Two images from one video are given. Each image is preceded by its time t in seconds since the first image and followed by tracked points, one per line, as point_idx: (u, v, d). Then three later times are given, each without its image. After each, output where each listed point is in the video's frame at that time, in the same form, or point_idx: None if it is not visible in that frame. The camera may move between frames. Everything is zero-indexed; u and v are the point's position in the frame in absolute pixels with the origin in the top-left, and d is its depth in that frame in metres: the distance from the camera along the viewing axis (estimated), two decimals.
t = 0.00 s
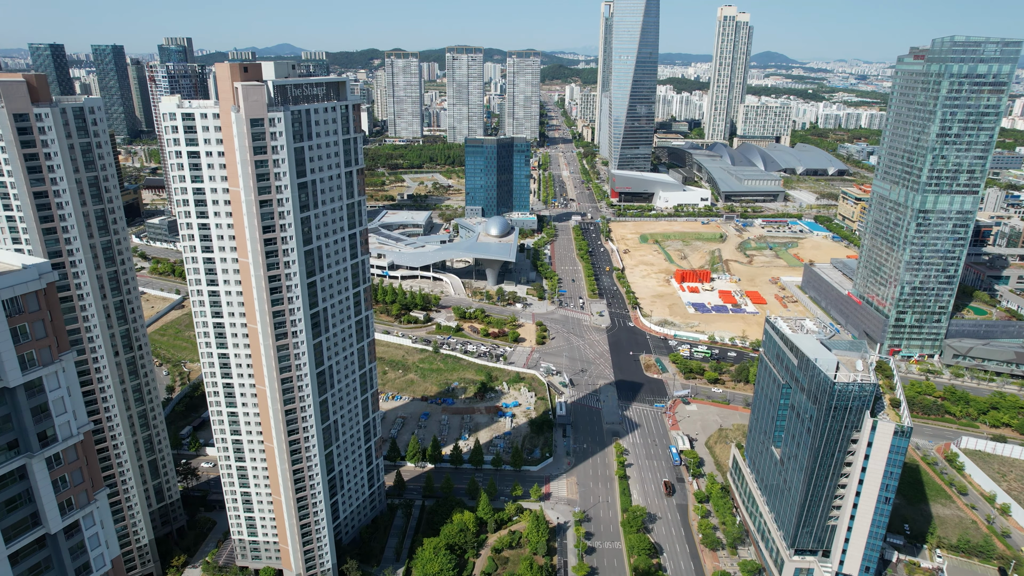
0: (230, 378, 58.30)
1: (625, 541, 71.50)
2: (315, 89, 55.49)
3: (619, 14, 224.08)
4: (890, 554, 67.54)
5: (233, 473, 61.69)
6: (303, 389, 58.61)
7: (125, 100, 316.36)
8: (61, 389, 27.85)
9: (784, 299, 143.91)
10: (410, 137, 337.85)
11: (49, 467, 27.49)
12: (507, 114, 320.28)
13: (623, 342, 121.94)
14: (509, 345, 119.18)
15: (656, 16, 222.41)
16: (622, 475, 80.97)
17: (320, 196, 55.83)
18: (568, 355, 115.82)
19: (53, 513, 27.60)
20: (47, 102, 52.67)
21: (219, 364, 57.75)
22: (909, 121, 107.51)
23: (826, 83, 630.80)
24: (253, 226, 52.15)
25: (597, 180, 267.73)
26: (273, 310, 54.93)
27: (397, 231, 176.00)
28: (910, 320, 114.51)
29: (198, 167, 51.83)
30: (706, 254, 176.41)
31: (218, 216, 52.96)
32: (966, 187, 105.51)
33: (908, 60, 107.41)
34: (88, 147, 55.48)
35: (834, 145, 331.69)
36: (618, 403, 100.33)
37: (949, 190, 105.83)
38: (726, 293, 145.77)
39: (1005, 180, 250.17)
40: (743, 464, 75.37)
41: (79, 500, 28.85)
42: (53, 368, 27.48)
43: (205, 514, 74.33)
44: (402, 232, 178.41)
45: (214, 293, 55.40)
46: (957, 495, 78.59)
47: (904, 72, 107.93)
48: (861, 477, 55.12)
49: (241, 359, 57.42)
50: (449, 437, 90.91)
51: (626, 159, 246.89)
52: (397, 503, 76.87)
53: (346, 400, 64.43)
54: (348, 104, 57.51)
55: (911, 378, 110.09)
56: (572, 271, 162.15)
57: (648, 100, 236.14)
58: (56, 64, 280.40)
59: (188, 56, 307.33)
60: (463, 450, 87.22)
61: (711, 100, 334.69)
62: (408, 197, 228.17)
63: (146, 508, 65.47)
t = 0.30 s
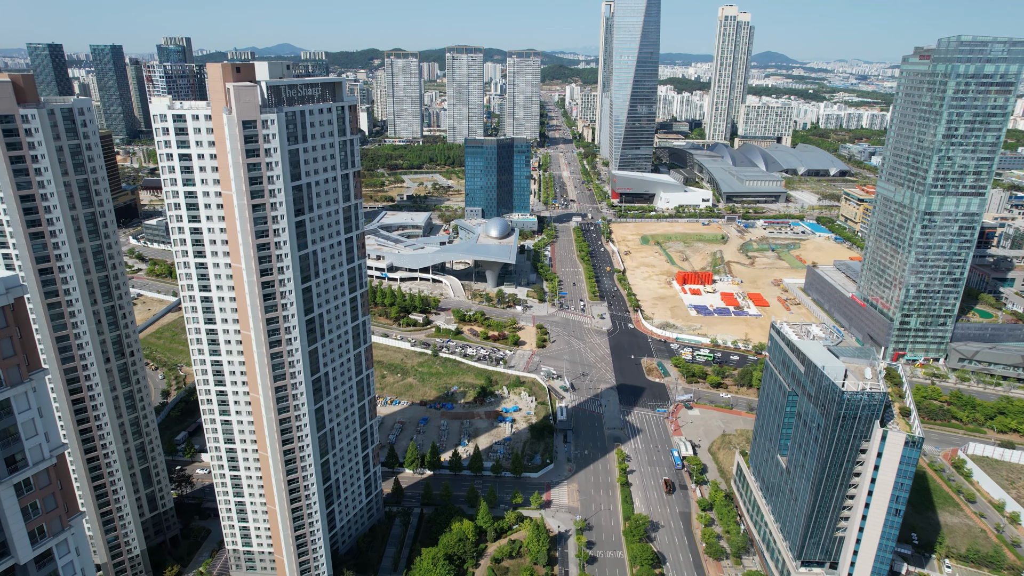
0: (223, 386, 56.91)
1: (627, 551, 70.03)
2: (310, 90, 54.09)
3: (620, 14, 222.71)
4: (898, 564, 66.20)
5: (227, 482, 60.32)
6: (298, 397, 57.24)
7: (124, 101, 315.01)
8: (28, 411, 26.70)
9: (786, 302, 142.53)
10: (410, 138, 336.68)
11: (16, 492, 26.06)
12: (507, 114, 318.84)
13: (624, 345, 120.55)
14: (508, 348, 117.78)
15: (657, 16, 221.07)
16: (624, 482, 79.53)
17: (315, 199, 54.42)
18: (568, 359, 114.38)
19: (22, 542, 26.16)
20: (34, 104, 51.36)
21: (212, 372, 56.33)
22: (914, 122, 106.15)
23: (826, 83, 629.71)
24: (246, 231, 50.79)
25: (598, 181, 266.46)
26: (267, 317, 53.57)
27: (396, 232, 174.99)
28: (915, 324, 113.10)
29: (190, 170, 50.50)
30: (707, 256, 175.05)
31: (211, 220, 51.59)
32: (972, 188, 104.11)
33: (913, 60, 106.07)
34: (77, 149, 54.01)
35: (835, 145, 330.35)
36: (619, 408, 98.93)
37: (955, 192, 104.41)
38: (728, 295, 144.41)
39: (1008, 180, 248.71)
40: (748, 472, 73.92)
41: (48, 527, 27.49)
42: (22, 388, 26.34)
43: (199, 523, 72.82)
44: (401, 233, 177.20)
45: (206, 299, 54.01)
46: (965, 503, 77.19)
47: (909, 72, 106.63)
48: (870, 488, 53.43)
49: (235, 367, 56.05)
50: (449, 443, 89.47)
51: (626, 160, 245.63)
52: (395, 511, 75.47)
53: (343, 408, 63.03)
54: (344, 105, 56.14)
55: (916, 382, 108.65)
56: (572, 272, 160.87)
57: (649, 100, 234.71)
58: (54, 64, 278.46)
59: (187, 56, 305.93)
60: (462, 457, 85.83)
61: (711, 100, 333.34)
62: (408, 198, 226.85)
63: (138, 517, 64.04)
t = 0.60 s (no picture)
0: (216, 394, 55.51)
1: (629, 560, 68.80)
2: (305, 90, 52.69)
3: (620, 14, 221.29)
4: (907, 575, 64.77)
5: (220, 491, 58.93)
6: (293, 405, 55.89)
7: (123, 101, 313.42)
8: None
9: (789, 304, 141.14)
10: (410, 138, 335.35)
11: None
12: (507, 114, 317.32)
13: (625, 348, 119.14)
14: (508, 351, 116.39)
15: (658, 15, 219.67)
16: (626, 490, 78.17)
17: (310, 203, 53.08)
18: (569, 362, 112.93)
19: None
20: (18, 104, 49.93)
21: (205, 379, 54.97)
22: (919, 123, 104.75)
23: (827, 83, 628.38)
24: (238, 236, 49.45)
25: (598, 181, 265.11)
26: (260, 323, 52.23)
27: (396, 233, 173.71)
28: (919, 327, 111.75)
29: (180, 173, 49.03)
30: (709, 257, 173.61)
31: (202, 224, 50.20)
32: (979, 190, 102.79)
33: (918, 60, 104.75)
34: (66, 151, 52.77)
35: (837, 145, 328.88)
36: (621, 413, 97.54)
37: (961, 194, 103.05)
38: (730, 298, 143.05)
39: (1011, 181, 247.10)
40: (752, 480, 72.58)
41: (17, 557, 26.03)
42: None
43: (193, 531, 71.28)
44: (400, 234, 175.76)
45: (198, 305, 52.62)
46: (973, 511, 75.74)
47: (914, 72, 105.19)
48: (879, 500, 52.23)
49: (228, 374, 54.65)
50: (447, 449, 88.07)
51: (627, 160, 244.24)
52: (393, 520, 74.09)
53: (339, 415, 61.69)
54: (340, 105, 54.73)
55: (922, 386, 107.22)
56: (573, 274, 159.53)
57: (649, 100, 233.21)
58: (52, 63, 276.58)
59: (185, 56, 304.27)
60: (461, 463, 84.49)
61: (712, 100, 331.64)
62: (407, 198, 225.41)
63: (130, 526, 62.63)
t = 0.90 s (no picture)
0: (209, 402, 54.07)
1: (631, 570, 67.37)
2: (300, 91, 51.33)
3: (621, 14, 219.75)
4: None
5: (213, 502, 57.51)
6: (286, 414, 54.53)
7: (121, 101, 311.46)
8: None
9: (791, 307, 139.70)
10: (410, 138, 333.91)
11: None
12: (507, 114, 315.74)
13: (627, 352, 117.73)
14: (508, 355, 114.93)
15: (658, 15, 218.16)
16: (627, 498, 76.75)
17: (304, 207, 51.72)
18: (570, 366, 111.48)
19: None
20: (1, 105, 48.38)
21: (197, 387, 53.53)
22: (924, 124, 103.39)
23: (827, 83, 627.70)
24: (230, 241, 48.18)
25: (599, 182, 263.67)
26: (253, 330, 50.92)
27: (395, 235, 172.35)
28: (925, 330, 110.27)
29: (171, 176, 47.64)
30: (710, 259, 172.14)
31: (193, 228, 48.79)
32: (985, 192, 101.46)
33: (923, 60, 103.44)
34: (53, 154, 51.54)
35: (838, 146, 327.62)
36: (622, 418, 96.12)
37: (966, 195, 101.70)
38: (732, 300, 141.63)
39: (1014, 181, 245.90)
40: (756, 488, 71.17)
41: None
42: None
43: (186, 541, 69.67)
44: (399, 235, 174.24)
45: (190, 312, 51.20)
46: (982, 520, 74.24)
47: (919, 73, 103.86)
48: (891, 513, 50.78)
49: (220, 383, 53.25)
50: (446, 455, 86.65)
51: (627, 161, 242.77)
52: (390, 529, 72.70)
53: (335, 424, 60.28)
54: (335, 107, 53.39)
55: (927, 390, 105.71)
56: (573, 276, 158.14)
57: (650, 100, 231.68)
58: (50, 63, 274.44)
59: (184, 56, 302.56)
60: (460, 470, 83.11)
61: (713, 100, 330.49)
62: (407, 199, 223.99)
63: (121, 537, 61.11)
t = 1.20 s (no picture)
0: (201, 411, 52.64)
1: None
2: (294, 92, 49.96)
3: (621, 13, 218.22)
4: None
5: (205, 513, 56.08)
6: (280, 423, 53.14)
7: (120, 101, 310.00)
8: None
9: (794, 309, 138.42)
10: (409, 138, 332.58)
11: None
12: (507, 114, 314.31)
13: (628, 355, 116.34)
14: (508, 358, 113.58)
15: (659, 14, 216.67)
16: (630, 506, 75.41)
17: (298, 211, 50.37)
18: (570, 370, 110.06)
19: None
20: None
21: (188, 396, 52.12)
22: (929, 124, 101.99)
23: (827, 83, 626.91)
24: (221, 247, 46.78)
25: (599, 182, 262.40)
26: (245, 338, 49.56)
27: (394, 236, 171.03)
28: (930, 334, 108.86)
29: (161, 180, 46.25)
30: (712, 261, 170.80)
31: (184, 234, 47.41)
32: (991, 194, 100.12)
33: (929, 60, 102.06)
34: (40, 156, 50.32)
35: (839, 146, 326.35)
36: (624, 423, 94.72)
37: (973, 197, 100.30)
38: (734, 303, 140.28)
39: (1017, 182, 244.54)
40: (761, 497, 69.77)
41: None
42: None
43: (179, 550, 68.22)
44: (398, 237, 172.97)
45: (181, 319, 49.79)
46: (991, 529, 72.81)
47: (924, 73, 102.52)
48: (901, 526, 49.45)
49: (212, 392, 51.84)
50: (445, 462, 85.24)
51: (628, 161, 241.30)
52: (388, 538, 71.29)
53: (331, 433, 58.87)
54: (330, 108, 52.02)
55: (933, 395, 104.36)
56: (574, 278, 156.77)
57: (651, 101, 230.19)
58: (48, 64, 272.87)
59: (183, 56, 301.08)
60: (459, 477, 81.74)
61: (714, 100, 329.21)
62: (406, 200, 222.63)
63: (112, 548, 59.71)
